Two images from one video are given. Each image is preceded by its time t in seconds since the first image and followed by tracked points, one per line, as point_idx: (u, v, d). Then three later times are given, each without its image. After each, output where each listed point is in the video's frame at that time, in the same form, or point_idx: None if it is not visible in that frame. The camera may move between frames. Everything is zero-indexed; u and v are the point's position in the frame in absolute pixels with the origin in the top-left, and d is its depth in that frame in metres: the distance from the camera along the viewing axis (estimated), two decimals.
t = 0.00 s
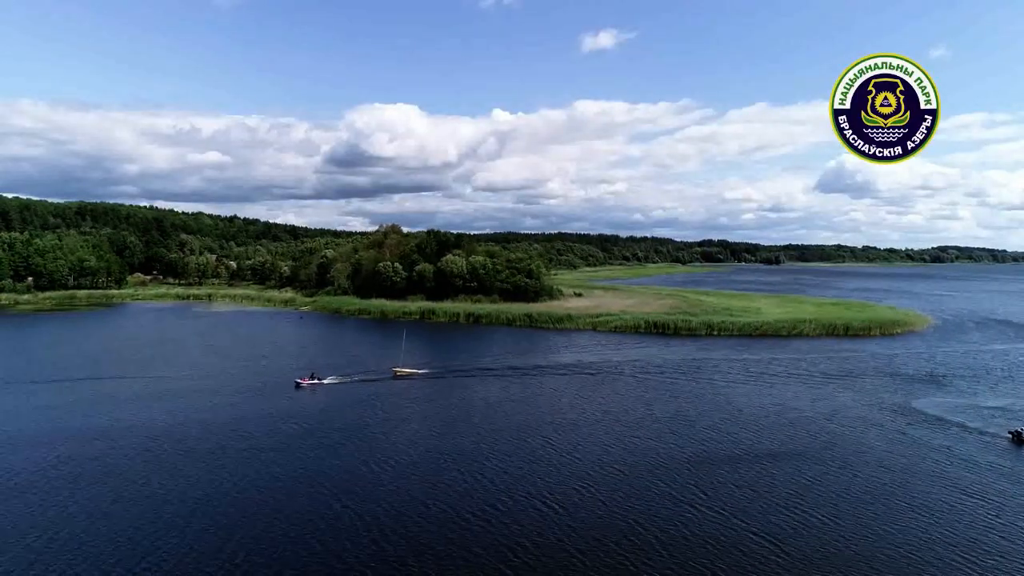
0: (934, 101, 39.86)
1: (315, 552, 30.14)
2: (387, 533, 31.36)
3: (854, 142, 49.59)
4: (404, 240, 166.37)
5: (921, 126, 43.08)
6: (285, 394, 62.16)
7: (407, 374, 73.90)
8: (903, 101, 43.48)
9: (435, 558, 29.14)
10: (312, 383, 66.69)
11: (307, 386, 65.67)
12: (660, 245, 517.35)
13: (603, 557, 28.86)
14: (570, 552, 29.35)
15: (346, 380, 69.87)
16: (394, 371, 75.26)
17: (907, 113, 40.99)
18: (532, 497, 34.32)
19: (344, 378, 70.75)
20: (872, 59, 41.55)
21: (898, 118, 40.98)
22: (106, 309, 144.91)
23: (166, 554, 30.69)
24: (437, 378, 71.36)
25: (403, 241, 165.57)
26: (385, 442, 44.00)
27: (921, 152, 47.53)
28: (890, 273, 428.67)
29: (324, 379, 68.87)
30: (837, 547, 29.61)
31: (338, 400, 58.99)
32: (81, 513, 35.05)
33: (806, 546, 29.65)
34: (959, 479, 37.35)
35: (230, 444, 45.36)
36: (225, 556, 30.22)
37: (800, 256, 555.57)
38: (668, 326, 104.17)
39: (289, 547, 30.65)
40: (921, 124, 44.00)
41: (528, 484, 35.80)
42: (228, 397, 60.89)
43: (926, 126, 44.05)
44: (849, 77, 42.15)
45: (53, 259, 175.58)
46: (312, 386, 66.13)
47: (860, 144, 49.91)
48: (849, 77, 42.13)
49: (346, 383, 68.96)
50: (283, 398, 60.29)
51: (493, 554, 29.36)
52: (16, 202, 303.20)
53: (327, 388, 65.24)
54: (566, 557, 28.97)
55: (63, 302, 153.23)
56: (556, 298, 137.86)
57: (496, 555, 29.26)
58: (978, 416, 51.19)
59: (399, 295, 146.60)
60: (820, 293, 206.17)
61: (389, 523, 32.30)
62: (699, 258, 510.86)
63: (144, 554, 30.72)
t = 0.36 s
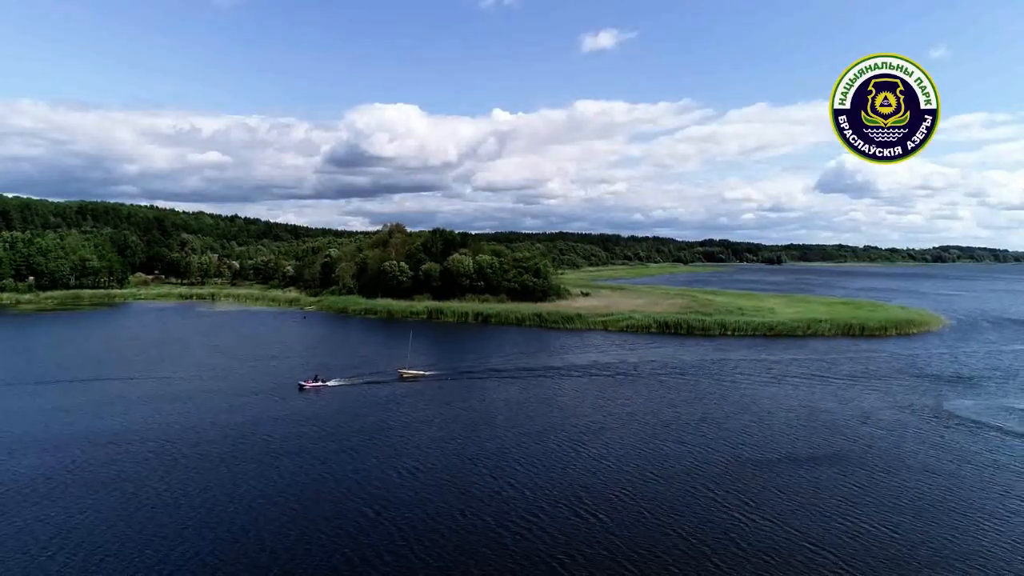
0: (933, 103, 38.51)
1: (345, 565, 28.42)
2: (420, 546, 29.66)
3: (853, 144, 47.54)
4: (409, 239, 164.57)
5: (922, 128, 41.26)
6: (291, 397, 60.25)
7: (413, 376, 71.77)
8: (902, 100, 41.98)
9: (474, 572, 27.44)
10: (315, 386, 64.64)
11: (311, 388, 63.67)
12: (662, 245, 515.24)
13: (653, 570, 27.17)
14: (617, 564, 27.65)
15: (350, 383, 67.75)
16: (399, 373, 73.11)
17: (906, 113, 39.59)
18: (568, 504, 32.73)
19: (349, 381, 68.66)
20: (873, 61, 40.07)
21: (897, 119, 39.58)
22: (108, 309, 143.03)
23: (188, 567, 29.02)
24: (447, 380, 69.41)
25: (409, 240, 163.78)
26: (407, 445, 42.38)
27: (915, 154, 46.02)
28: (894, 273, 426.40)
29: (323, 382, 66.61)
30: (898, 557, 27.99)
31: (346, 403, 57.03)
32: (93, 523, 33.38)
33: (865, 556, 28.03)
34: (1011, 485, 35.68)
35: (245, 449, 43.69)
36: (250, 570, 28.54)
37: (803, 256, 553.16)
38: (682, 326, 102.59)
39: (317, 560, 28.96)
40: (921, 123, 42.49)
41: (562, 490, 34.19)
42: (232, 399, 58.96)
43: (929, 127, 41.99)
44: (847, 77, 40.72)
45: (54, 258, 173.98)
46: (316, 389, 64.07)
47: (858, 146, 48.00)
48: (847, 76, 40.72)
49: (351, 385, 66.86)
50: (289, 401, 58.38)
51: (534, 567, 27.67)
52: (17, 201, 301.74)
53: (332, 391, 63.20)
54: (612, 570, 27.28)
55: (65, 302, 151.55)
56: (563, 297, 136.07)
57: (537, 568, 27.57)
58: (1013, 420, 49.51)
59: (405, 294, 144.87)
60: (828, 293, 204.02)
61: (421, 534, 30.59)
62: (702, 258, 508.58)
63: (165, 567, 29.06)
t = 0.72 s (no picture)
0: (934, 102, 38.20)
1: None
2: (451, 556, 28.29)
3: (853, 145, 47.02)
4: (414, 238, 163.25)
5: (922, 127, 40.96)
6: (295, 399, 58.42)
7: (418, 377, 69.86)
8: (903, 99, 41.57)
9: None
10: (318, 388, 62.72)
11: (314, 390, 61.78)
12: (663, 245, 513.77)
13: None
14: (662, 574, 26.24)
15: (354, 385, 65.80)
16: (403, 374, 71.18)
17: (907, 112, 39.40)
18: (603, 510, 31.28)
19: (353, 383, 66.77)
20: (871, 60, 39.63)
21: (899, 119, 39.31)
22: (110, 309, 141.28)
23: None
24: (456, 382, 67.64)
25: (413, 239, 162.48)
26: (426, 448, 40.90)
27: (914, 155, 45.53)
28: (897, 273, 424.54)
29: (326, 383, 64.87)
30: (958, 566, 26.62)
31: (352, 405, 55.23)
32: (104, 533, 31.94)
33: (924, 566, 26.64)
34: None
35: (256, 453, 42.12)
36: None
37: (805, 257, 551.38)
38: (693, 326, 101.15)
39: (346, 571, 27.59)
40: (925, 123, 42.31)
41: (595, 496, 32.76)
42: (232, 402, 57.09)
43: (928, 125, 41.71)
44: (848, 76, 40.40)
45: (56, 258, 172.61)
46: (318, 391, 62.15)
47: (857, 146, 47.15)
48: (848, 75, 40.40)
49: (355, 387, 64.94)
50: (294, 403, 56.61)
51: None
52: (18, 200, 300.67)
53: (336, 393, 61.34)
54: None
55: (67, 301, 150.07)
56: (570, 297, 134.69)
57: None
58: None
59: (411, 294, 143.45)
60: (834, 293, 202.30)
61: (453, 543, 29.21)
62: (703, 258, 506.87)
63: None
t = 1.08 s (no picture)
0: (935, 102, 38.23)
1: None
2: (490, 565, 26.84)
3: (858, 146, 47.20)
4: (419, 237, 161.61)
5: (921, 128, 41.22)
6: (301, 402, 56.40)
7: (422, 379, 67.79)
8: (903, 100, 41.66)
9: None
10: (320, 390, 60.69)
11: (315, 392, 59.78)
12: (666, 244, 511.76)
13: None
14: None
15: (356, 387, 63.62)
16: (408, 377, 69.12)
17: (907, 113, 39.48)
18: (645, 519, 29.72)
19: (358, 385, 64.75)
20: (871, 61, 39.59)
21: (899, 119, 39.42)
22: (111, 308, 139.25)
23: None
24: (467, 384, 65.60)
25: (418, 238, 160.88)
26: (448, 452, 39.29)
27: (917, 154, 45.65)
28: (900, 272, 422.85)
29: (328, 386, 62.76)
30: None
31: (361, 407, 53.25)
32: (117, 545, 30.44)
33: None
34: None
35: (267, 459, 40.32)
36: None
37: (808, 257, 549.59)
38: (706, 326, 99.40)
39: None
40: (923, 123, 42.70)
41: (634, 503, 31.20)
42: (235, 404, 55.06)
43: (927, 125, 42.53)
44: (847, 76, 40.46)
45: (57, 257, 171.05)
46: (320, 393, 60.06)
47: (860, 146, 46.89)
48: (847, 76, 40.45)
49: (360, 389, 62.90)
50: (302, 406, 54.66)
51: None
52: (18, 199, 299.53)
53: (342, 395, 59.34)
54: None
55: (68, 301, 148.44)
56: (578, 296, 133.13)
57: None
58: None
59: (416, 293, 141.82)
60: (842, 292, 200.53)
61: (490, 553, 27.73)
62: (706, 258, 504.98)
63: None
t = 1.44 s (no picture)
0: (934, 101, 37.54)
1: None
2: None
3: (861, 149, 46.93)
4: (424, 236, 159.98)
5: (920, 128, 41.08)
6: (308, 404, 54.57)
7: (427, 381, 65.95)
8: (904, 100, 41.34)
9: None
10: (322, 392, 58.34)
11: (319, 394, 57.78)
12: (667, 244, 509.81)
13: None
14: None
15: (361, 389, 61.59)
16: (412, 379, 67.18)
17: (907, 113, 38.78)
18: (693, 527, 28.23)
19: (362, 387, 62.74)
20: (872, 60, 39.18)
21: (898, 119, 38.73)
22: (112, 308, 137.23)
23: None
24: (478, 386, 63.86)
25: (422, 237, 159.26)
26: (473, 456, 37.72)
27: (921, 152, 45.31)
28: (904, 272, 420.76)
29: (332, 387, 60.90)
30: None
31: (372, 409, 51.46)
32: (130, 558, 28.77)
33: None
34: None
35: (282, 464, 38.59)
36: None
37: (810, 256, 547.64)
38: (718, 326, 97.71)
39: None
40: (923, 123, 42.57)
41: (677, 510, 29.71)
42: (239, 406, 53.16)
43: (927, 125, 42.44)
44: (848, 78, 39.75)
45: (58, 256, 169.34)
46: (322, 395, 57.69)
47: (862, 148, 46.56)
48: (847, 77, 39.75)
49: (366, 391, 60.98)
50: (311, 407, 52.91)
51: None
52: (19, 198, 298.08)
53: (348, 397, 57.40)
54: None
55: (69, 301, 146.64)
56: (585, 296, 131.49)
57: None
58: None
59: (421, 292, 140.14)
60: (848, 292, 198.60)
61: (530, 566, 26.12)
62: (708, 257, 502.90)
63: None
